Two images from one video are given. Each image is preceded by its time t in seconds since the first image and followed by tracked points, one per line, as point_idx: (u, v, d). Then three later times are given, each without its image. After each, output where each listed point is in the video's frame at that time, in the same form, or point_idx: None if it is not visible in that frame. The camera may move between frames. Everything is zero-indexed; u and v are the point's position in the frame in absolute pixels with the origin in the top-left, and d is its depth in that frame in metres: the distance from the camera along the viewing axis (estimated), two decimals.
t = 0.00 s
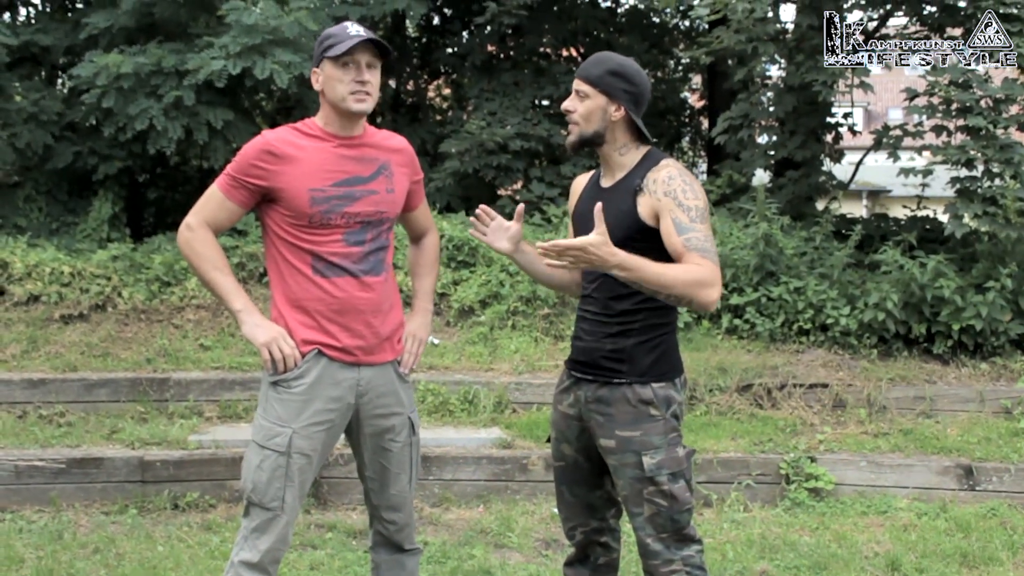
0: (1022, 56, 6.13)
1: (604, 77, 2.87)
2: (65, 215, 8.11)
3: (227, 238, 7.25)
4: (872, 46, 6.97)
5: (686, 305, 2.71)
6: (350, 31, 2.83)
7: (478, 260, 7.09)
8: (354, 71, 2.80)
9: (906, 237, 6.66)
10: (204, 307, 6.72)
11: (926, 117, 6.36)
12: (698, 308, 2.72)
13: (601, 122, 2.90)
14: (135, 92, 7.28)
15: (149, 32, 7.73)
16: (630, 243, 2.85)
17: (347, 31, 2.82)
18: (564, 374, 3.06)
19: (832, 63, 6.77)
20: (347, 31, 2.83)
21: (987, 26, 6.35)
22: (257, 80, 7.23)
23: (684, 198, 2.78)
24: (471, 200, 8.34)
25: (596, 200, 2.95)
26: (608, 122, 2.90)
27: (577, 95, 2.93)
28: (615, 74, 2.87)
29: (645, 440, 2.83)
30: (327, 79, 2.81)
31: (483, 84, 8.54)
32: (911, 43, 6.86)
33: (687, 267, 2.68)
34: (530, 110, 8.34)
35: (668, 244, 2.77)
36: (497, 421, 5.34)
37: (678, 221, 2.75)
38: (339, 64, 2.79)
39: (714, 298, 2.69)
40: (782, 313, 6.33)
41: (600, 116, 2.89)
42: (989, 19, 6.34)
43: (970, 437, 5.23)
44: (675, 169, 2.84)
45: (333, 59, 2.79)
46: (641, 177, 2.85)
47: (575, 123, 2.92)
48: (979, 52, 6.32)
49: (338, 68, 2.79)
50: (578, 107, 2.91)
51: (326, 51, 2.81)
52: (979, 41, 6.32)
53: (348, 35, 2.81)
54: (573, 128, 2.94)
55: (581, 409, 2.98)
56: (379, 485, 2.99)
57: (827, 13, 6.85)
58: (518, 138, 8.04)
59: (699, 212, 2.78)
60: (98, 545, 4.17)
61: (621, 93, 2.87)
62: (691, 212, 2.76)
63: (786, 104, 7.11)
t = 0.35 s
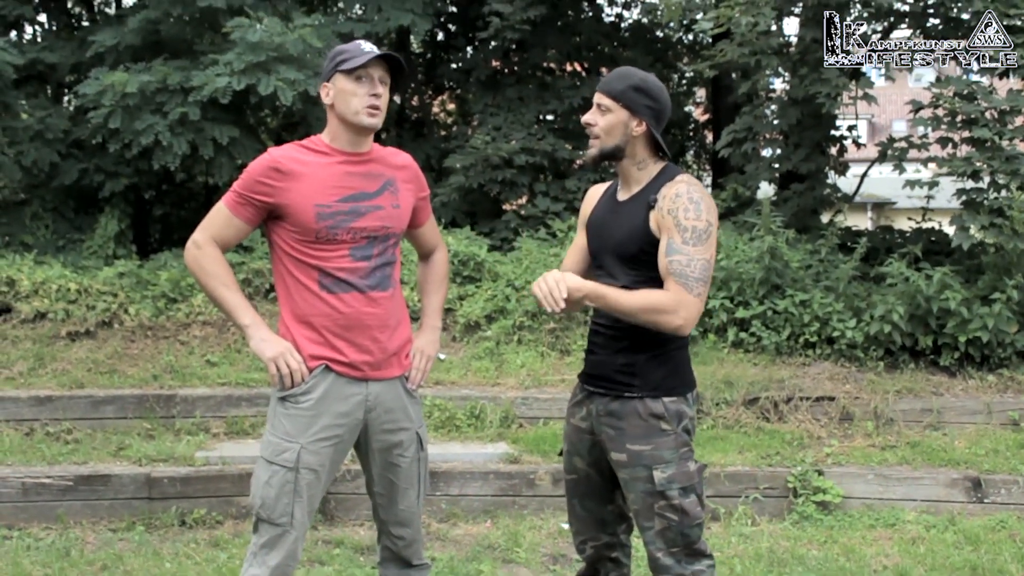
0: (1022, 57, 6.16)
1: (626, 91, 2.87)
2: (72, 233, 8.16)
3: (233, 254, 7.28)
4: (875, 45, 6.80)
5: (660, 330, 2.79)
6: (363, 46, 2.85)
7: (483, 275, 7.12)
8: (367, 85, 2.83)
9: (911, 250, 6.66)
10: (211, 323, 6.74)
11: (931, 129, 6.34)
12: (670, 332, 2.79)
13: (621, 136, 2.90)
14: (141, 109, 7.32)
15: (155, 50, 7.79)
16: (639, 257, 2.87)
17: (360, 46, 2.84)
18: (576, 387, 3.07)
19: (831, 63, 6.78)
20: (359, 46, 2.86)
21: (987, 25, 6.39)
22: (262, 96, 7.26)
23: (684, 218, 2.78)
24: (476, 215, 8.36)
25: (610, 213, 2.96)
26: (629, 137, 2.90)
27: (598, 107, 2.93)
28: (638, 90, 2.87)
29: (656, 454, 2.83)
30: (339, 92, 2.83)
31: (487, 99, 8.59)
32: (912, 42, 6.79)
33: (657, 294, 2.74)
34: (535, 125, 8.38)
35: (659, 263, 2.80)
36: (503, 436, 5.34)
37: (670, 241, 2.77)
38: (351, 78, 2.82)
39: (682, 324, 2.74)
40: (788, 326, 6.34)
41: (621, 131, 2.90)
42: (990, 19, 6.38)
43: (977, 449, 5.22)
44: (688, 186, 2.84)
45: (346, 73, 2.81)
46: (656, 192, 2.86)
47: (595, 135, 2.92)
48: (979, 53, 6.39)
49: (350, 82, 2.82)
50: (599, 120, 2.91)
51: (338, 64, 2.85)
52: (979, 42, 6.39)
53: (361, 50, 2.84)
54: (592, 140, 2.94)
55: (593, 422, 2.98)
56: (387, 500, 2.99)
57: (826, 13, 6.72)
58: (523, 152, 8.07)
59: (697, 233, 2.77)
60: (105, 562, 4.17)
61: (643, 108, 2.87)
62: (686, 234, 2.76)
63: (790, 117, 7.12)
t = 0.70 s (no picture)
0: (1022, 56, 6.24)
1: (633, 107, 2.89)
2: (79, 248, 8.20)
3: (239, 269, 7.30)
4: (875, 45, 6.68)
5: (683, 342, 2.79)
6: (383, 70, 2.87)
7: (490, 289, 7.13)
8: (383, 111, 2.85)
9: (918, 262, 6.66)
10: (218, 338, 6.75)
11: (938, 142, 6.35)
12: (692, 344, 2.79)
13: (629, 152, 2.92)
14: (148, 124, 7.37)
15: (162, 65, 7.84)
16: (650, 271, 2.87)
17: (380, 70, 2.86)
18: (584, 401, 3.07)
19: (832, 63, 6.71)
20: (381, 70, 2.87)
21: (987, 26, 6.38)
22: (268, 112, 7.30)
23: (693, 230, 2.78)
24: (482, 229, 8.39)
25: (619, 228, 2.97)
26: (637, 152, 2.92)
27: (606, 123, 2.95)
28: (646, 106, 2.90)
29: (661, 469, 2.84)
30: (355, 113, 2.84)
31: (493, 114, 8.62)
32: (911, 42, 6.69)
33: (679, 304, 2.75)
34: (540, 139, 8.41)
35: (673, 276, 2.81)
36: (511, 450, 5.33)
37: (681, 254, 2.78)
38: (370, 101, 2.83)
39: (706, 335, 2.75)
40: (795, 338, 6.33)
41: (629, 146, 2.92)
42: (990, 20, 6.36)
43: (985, 462, 5.21)
44: (696, 200, 2.85)
45: (365, 96, 2.82)
46: (664, 207, 2.87)
47: (603, 151, 2.94)
48: (980, 53, 6.42)
49: (368, 105, 2.83)
50: (607, 135, 2.93)
51: (356, 85, 2.85)
52: (980, 42, 6.41)
53: (383, 74, 2.85)
54: (601, 156, 2.96)
55: (599, 436, 2.99)
56: (389, 515, 2.99)
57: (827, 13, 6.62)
58: (528, 166, 8.09)
59: (707, 244, 2.77)
60: None
61: (651, 124, 2.89)
62: (696, 246, 2.77)
63: (796, 129, 7.14)
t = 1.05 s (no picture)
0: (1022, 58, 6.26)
1: (634, 115, 2.91)
2: (82, 254, 8.22)
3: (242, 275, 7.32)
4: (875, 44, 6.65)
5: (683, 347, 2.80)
6: (367, 85, 2.88)
7: (492, 295, 7.15)
8: (372, 127, 2.88)
9: (920, 269, 6.67)
10: (221, 344, 6.77)
11: (939, 149, 6.37)
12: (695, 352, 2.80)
13: (629, 160, 2.94)
14: (151, 131, 7.39)
15: (165, 72, 7.88)
16: (651, 280, 2.88)
17: (364, 84, 2.87)
18: (587, 406, 3.08)
19: (832, 63, 6.73)
20: (364, 84, 2.88)
21: (986, 26, 6.41)
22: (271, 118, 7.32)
23: (693, 239, 2.80)
24: (484, 235, 8.41)
25: (621, 237, 2.98)
26: (637, 161, 2.94)
27: (607, 132, 2.97)
28: (647, 114, 2.92)
29: (664, 474, 2.84)
30: (345, 128, 2.85)
31: (495, 120, 8.65)
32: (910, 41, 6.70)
33: (681, 312, 2.76)
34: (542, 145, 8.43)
35: (674, 285, 2.82)
36: (513, 457, 5.34)
37: (682, 263, 2.79)
38: (359, 117, 2.85)
39: (708, 344, 2.76)
40: (797, 345, 6.34)
41: (629, 155, 2.93)
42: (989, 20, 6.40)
43: (988, 469, 5.21)
44: (695, 208, 2.87)
45: (356, 113, 2.83)
46: (664, 216, 2.88)
47: (604, 159, 2.96)
48: (980, 52, 6.45)
49: (356, 120, 2.85)
50: (607, 144, 2.95)
51: (343, 99, 2.84)
52: (980, 42, 6.43)
53: (369, 89, 2.87)
54: (601, 164, 2.97)
55: (602, 441, 2.99)
56: (386, 521, 2.98)
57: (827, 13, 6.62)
58: (530, 173, 8.10)
59: (707, 252, 2.79)
60: None
61: (651, 132, 2.92)
62: (697, 255, 2.78)
63: (799, 136, 7.13)
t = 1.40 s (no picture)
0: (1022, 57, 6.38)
1: (619, 120, 2.93)
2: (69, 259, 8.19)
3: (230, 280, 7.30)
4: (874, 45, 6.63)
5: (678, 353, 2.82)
6: (325, 86, 2.86)
7: (480, 300, 7.16)
8: (330, 127, 2.88)
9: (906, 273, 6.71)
10: (208, 349, 6.75)
11: (924, 154, 6.43)
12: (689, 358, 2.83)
13: (615, 165, 2.95)
14: (139, 136, 7.38)
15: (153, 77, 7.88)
16: (640, 286, 2.90)
17: (322, 85, 2.85)
18: (575, 411, 3.09)
19: (832, 63, 6.75)
20: (322, 85, 2.86)
21: (986, 25, 6.44)
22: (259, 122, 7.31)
23: (685, 245, 2.82)
24: (472, 240, 8.45)
25: (608, 242, 2.99)
26: (622, 165, 2.95)
27: (591, 136, 2.98)
28: (631, 118, 2.94)
29: (656, 477, 2.85)
30: (307, 130, 2.83)
31: (483, 125, 8.64)
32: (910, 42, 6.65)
33: (675, 318, 2.78)
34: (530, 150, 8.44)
35: (666, 291, 2.85)
36: (501, 461, 5.34)
37: (675, 270, 2.82)
38: (321, 119, 2.84)
39: (703, 350, 2.79)
40: (784, 349, 6.37)
41: (614, 159, 2.95)
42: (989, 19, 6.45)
43: (973, 472, 5.24)
44: (683, 213, 2.89)
45: (319, 114, 2.81)
46: (652, 222, 2.90)
47: (589, 164, 2.97)
48: (980, 52, 6.46)
49: (318, 122, 2.84)
50: (592, 148, 2.96)
51: (304, 101, 2.80)
52: (980, 41, 6.44)
53: (327, 90, 2.85)
54: (587, 170, 2.98)
55: (593, 445, 3.00)
56: (361, 516, 2.99)
57: (826, 13, 6.54)
58: (518, 178, 8.12)
59: (700, 259, 2.82)
60: None
61: (635, 136, 2.93)
62: (690, 261, 2.81)
63: (786, 142, 7.16)
